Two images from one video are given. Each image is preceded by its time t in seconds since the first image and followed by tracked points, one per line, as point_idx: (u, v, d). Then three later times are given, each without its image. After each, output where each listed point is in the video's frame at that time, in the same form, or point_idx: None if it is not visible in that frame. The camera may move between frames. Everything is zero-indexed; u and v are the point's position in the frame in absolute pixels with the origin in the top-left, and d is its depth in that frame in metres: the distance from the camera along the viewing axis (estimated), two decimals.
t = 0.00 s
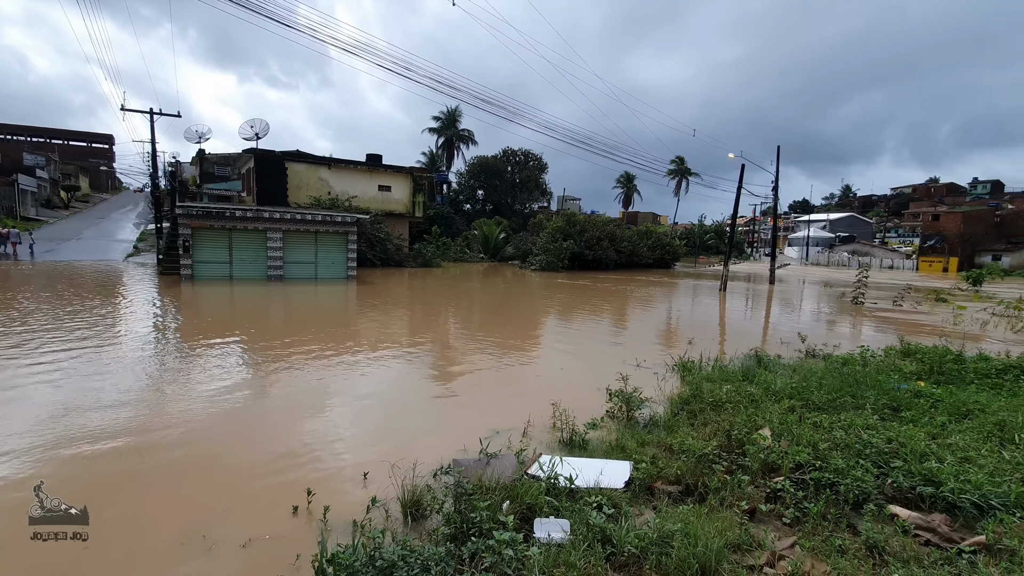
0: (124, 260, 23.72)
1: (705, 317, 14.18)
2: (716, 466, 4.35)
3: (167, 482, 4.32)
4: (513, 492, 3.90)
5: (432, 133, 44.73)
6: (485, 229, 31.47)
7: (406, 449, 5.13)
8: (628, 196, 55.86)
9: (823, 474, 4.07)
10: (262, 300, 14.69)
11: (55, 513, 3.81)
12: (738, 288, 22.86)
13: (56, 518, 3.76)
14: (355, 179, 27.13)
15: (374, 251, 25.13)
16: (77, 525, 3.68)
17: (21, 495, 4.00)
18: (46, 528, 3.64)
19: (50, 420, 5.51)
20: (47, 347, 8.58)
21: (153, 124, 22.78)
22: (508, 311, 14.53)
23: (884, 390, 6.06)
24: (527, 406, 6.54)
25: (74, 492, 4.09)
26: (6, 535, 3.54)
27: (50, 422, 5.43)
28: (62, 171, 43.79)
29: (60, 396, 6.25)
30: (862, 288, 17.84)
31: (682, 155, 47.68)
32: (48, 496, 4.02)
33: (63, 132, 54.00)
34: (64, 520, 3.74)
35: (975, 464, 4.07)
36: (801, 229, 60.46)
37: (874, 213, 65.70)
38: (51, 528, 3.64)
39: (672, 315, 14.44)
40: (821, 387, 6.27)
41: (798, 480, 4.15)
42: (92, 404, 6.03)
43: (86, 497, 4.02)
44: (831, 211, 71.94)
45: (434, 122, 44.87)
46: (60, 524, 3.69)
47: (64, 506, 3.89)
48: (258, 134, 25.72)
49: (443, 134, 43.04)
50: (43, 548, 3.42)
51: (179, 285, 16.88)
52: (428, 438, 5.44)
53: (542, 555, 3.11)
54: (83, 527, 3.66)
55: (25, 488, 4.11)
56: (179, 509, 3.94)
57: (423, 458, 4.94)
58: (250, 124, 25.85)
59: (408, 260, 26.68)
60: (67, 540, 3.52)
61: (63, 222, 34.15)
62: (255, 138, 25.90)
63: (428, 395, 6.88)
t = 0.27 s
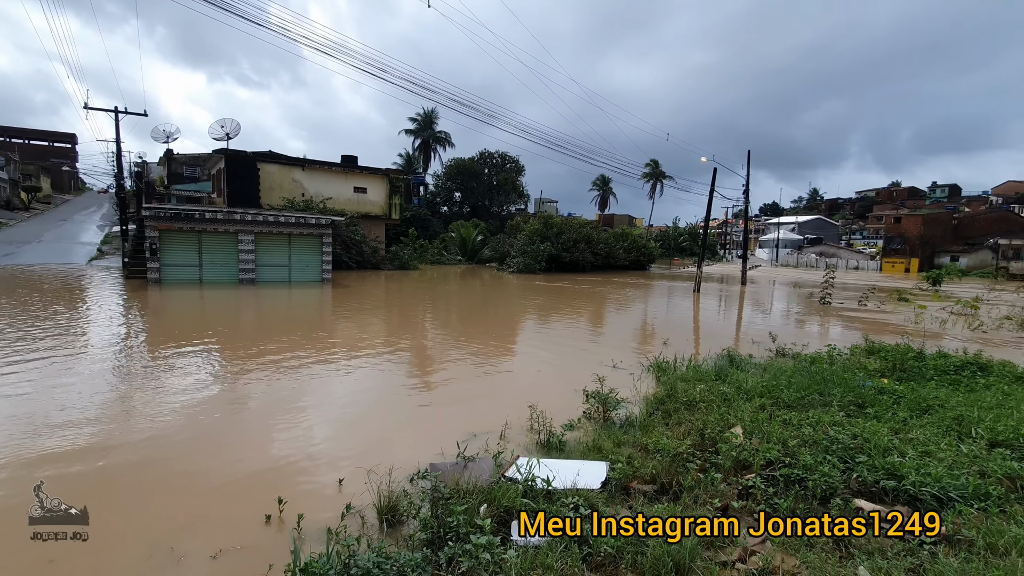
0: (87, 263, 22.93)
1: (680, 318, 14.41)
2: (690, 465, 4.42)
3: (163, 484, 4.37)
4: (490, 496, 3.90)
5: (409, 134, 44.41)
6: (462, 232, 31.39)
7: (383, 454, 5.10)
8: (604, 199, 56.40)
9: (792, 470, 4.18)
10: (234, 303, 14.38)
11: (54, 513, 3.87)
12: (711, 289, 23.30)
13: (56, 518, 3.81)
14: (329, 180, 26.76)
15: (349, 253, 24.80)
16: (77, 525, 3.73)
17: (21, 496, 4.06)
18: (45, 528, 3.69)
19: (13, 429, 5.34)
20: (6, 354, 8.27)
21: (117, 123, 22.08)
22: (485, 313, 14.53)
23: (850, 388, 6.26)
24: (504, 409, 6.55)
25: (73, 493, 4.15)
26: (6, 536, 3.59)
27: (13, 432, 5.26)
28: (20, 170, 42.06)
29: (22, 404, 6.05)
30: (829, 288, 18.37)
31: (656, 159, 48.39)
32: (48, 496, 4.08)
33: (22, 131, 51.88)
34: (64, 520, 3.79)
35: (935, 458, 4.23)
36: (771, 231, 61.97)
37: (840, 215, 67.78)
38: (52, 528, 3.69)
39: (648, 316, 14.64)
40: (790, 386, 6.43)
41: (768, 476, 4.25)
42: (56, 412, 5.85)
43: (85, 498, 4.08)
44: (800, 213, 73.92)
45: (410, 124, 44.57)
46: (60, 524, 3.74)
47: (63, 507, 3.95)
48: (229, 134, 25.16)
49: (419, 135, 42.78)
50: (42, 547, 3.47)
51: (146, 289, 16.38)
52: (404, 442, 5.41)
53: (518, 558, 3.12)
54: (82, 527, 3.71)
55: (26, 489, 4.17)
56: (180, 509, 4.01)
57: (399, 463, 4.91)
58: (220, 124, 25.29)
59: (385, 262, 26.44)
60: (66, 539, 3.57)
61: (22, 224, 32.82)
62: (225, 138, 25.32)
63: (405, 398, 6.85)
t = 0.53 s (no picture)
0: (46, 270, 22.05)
1: (654, 322, 14.61)
2: (664, 468, 4.49)
3: (151, 489, 4.39)
4: (467, 504, 3.88)
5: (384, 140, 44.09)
6: (438, 238, 31.26)
7: (359, 463, 5.04)
8: (580, 206, 56.92)
9: (763, 471, 4.28)
10: (202, 311, 14.02)
11: (54, 513, 3.96)
12: (684, 294, 23.70)
13: (56, 518, 3.90)
14: (302, 185, 26.35)
15: (323, 260, 24.41)
16: (77, 525, 3.81)
17: (23, 496, 4.17)
18: (45, 529, 3.78)
19: None
20: None
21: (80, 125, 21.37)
22: (462, 319, 14.50)
23: (817, 389, 6.44)
24: (480, 415, 6.52)
25: (72, 493, 4.24)
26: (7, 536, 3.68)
27: None
28: None
29: None
30: (797, 293, 18.89)
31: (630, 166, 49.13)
32: (48, 496, 4.17)
33: None
34: (64, 520, 3.88)
35: (897, 456, 4.39)
36: (742, 237, 63.47)
37: (807, 222, 69.88)
38: (51, 529, 3.78)
39: (623, 321, 14.80)
40: (761, 388, 6.59)
41: (740, 478, 4.34)
42: (17, 424, 5.64)
43: (84, 498, 4.17)
44: (769, 220, 75.94)
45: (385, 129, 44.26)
46: (59, 524, 3.83)
47: (63, 507, 4.04)
48: (198, 138, 24.58)
49: (395, 141, 42.52)
50: (44, 547, 3.56)
51: (109, 297, 15.82)
52: (380, 451, 5.34)
53: (495, 565, 3.12)
54: (81, 527, 3.79)
55: (26, 490, 4.27)
56: (162, 517, 3.99)
57: (374, 474, 4.83)
58: (189, 128, 24.70)
59: (360, 269, 26.12)
60: (66, 539, 3.66)
61: None
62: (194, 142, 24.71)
63: (381, 406, 6.79)
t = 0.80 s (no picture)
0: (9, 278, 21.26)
1: (633, 326, 14.75)
2: (644, 471, 4.52)
3: (136, 496, 4.37)
4: (447, 512, 3.85)
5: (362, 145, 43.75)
6: (418, 243, 31.09)
7: (337, 472, 4.98)
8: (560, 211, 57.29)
9: (740, 472, 4.34)
10: (175, 319, 13.68)
11: (54, 513, 4.04)
12: (663, 297, 23.99)
13: (56, 518, 3.98)
14: (279, 190, 25.96)
15: (300, 265, 24.03)
16: (76, 525, 3.90)
17: (24, 495, 4.27)
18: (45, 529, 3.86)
19: None
20: None
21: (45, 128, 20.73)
22: (442, 324, 14.43)
23: (791, 391, 6.58)
24: (460, 422, 6.48)
25: (71, 494, 4.34)
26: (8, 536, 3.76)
27: None
28: None
29: None
30: (772, 296, 19.31)
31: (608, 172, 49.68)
32: (47, 497, 4.27)
33: None
34: (64, 520, 3.96)
35: (868, 455, 4.51)
36: (718, 241, 64.63)
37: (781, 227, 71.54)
38: (51, 529, 3.86)
39: (603, 325, 14.91)
40: (737, 390, 6.71)
41: (718, 479, 4.40)
42: None
43: (82, 499, 4.26)
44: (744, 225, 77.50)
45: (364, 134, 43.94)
46: (59, 524, 3.91)
47: (63, 507, 4.13)
48: (170, 142, 24.05)
49: (373, 146, 42.22)
50: (45, 546, 3.64)
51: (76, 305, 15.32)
52: (358, 460, 5.26)
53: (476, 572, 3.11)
54: (81, 528, 3.88)
55: (25, 491, 4.36)
56: (140, 527, 3.93)
57: (352, 483, 4.76)
58: (161, 131, 24.17)
59: (338, 274, 25.80)
60: (65, 539, 3.74)
61: None
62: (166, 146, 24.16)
63: (360, 413, 6.72)
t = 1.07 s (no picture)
0: None
1: (611, 326, 14.89)
2: (623, 470, 4.57)
3: (108, 504, 4.26)
4: (427, 515, 3.83)
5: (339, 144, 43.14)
6: (396, 244, 30.85)
7: (315, 476, 4.91)
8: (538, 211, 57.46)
9: (716, 468, 4.41)
10: (146, 322, 13.32)
11: (54, 513, 4.09)
12: (640, 297, 24.27)
13: (55, 518, 4.02)
14: (253, 190, 25.44)
15: (276, 266, 23.60)
16: (76, 525, 3.93)
17: (24, 495, 4.32)
18: (44, 529, 3.90)
19: None
20: None
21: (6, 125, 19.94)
22: (421, 326, 14.36)
23: (765, 387, 6.72)
24: (439, 423, 6.44)
25: (71, 494, 4.38)
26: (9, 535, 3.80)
27: None
28: None
29: None
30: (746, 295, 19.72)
31: (587, 173, 50.06)
32: (47, 497, 4.31)
33: None
34: (64, 520, 4.00)
35: (838, 450, 4.63)
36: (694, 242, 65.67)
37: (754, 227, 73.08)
38: (51, 529, 3.89)
39: (581, 325, 15.02)
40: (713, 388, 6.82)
41: (695, 476, 4.46)
42: None
43: (81, 499, 4.30)
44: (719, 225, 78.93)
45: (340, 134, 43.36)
46: (59, 524, 3.95)
47: (62, 507, 4.17)
48: (139, 140, 23.37)
49: (350, 145, 41.69)
50: (45, 546, 3.67)
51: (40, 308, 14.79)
52: (335, 464, 5.19)
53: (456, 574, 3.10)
54: (81, 528, 3.91)
55: (26, 491, 4.40)
56: (116, 534, 3.85)
57: (330, 488, 4.68)
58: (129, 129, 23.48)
59: (315, 276, 25.42)
60: (64, 539, 3.78)
61: None
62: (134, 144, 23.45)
63: (338, 416, 6.64)
